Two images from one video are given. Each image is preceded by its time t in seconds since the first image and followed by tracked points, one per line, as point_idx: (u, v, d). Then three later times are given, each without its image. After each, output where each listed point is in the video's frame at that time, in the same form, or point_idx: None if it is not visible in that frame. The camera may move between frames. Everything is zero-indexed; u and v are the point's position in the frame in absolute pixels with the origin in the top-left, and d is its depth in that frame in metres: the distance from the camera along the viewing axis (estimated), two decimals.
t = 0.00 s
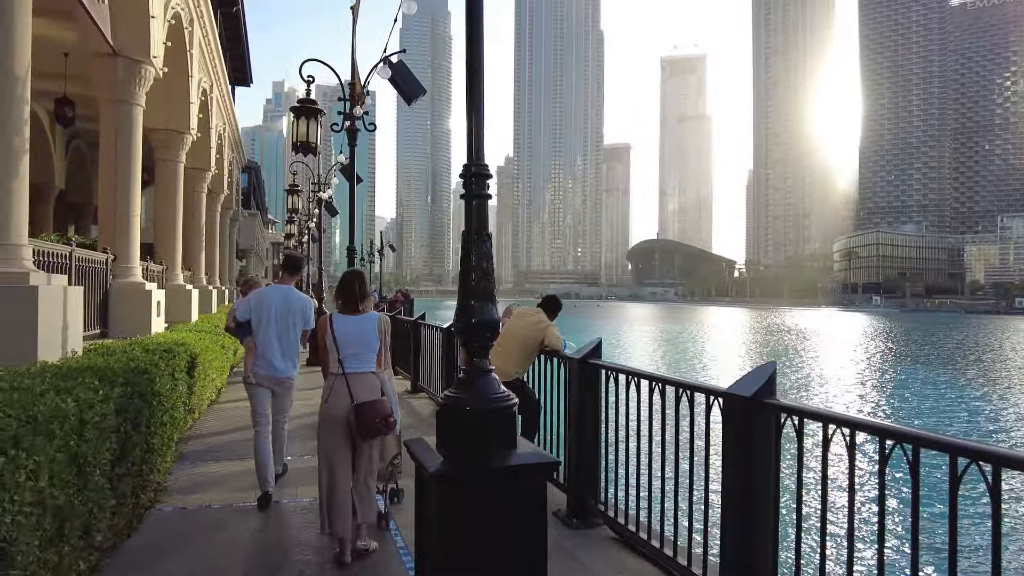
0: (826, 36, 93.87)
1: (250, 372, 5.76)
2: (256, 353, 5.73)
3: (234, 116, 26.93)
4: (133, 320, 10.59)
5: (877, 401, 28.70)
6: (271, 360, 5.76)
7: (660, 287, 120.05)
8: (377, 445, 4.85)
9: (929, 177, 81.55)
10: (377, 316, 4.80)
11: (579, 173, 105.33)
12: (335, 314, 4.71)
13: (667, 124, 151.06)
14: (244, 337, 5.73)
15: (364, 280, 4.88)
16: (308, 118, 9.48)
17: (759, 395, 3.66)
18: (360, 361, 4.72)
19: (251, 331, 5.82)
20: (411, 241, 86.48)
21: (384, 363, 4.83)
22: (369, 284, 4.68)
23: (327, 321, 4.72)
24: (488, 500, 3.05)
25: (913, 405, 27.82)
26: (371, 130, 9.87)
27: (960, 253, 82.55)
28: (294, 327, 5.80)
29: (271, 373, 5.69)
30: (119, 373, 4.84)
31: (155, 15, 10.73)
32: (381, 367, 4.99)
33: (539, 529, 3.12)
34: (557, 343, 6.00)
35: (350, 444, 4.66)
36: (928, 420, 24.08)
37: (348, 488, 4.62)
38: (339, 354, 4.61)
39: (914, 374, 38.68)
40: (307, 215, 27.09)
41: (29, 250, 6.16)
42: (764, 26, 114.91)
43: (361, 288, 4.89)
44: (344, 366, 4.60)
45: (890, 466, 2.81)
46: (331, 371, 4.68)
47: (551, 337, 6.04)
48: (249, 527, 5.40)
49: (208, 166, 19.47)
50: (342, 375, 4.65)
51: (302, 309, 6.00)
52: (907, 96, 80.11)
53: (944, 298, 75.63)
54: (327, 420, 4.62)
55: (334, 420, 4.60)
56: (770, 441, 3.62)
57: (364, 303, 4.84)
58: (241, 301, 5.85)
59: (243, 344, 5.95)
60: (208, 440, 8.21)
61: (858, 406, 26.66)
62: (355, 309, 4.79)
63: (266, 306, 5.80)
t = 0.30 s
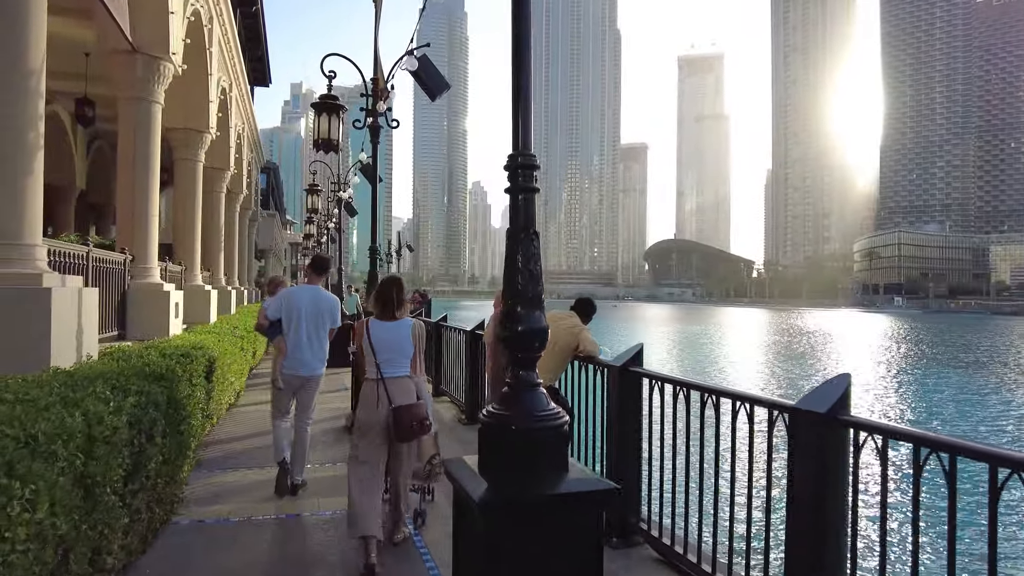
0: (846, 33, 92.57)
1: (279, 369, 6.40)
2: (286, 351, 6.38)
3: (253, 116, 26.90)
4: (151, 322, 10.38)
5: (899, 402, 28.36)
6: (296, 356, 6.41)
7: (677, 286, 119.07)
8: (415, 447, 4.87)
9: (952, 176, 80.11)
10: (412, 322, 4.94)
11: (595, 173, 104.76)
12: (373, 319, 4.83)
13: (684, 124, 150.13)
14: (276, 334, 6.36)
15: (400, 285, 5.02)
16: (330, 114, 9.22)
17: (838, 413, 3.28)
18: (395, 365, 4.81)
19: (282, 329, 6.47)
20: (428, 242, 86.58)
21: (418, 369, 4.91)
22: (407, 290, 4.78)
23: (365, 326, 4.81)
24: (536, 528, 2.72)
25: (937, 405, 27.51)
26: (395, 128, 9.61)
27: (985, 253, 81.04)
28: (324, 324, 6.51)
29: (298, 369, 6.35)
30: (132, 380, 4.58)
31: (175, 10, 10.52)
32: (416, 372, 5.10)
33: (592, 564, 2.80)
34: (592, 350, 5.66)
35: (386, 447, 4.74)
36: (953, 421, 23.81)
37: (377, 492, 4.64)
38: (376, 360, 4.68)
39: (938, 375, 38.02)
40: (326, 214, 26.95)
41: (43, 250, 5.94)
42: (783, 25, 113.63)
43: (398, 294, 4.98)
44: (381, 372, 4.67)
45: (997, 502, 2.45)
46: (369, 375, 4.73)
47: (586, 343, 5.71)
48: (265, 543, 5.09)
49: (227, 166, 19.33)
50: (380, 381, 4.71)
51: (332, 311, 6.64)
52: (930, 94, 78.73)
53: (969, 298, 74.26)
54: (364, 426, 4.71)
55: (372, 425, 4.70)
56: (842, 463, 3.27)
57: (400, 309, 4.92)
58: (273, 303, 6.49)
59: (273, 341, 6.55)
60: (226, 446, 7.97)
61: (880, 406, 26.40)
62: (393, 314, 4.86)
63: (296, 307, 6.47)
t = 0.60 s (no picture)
0: (857, 31, 91.80)
1: (287, 371, 6.17)
2: (294, 355, 6.13)
3: (262, 116, 26.74)
4: (158, 324, 10.17)
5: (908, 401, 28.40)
6: (304, 359, 6.18)
7: (686, 287, 118.33)
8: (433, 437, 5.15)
9: (965, 175, 79.25)
10: (429, 317, 5.27)
11: (604, 173, 104.44)
12: (392, 316, 5.17)
13: (693, 124, 149.30)
14: (283, 335, 6.15)
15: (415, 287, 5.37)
16: (338, 109, 8.94)
17: (898, 420, 2.91)
18: (414, 356, 5.16)
19: (289, 328, 6.25)
20: (436, 242, 86.43)
21: (435, 361, 5.28)
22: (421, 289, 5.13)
23: (383, 321, 5.20)
24: (566, 552, 2.45)
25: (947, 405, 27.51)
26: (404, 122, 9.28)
27: (999, 252, 80.17)
28: (333, 321, 6.33)
29: (306, 369, 6.14)
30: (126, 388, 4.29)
31: (179, 5, 10.28)
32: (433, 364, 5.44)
33: None
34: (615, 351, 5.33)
35: (399, 435, 5.15)
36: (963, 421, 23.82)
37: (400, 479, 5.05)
38: (395, 353, 5.06)
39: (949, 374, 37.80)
40: (334, 214, 26.72)
41: (38, 249, 5.68)
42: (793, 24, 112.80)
43: (414, 291, 5.35)
44: (401, 365, 5.03)
45: None
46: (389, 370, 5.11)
47: (607, 344, 5.39)
48: (269, 555, 4.84)
49: (234, 165, 19.11)
50: (400, 374, 5.07)
51: (337, 319, 6.40)
52: (942, 92, 78.00)
53: (983, 297, 73.42)
54: (386, 414, 5.12)
55: (392, 412, 5.11)
56: (901, 472, 2.94)
57: (417, 305, 5.28)
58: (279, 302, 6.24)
59: (281, 344, 6.34)
60: (230, 451, 7.70)
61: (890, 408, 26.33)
62: (409, 311, 5.23)
63: (305, 309, 6.26)
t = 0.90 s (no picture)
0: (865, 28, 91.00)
1: (286, 371, 6.19)
2: (293, 353, 6.19)
3: (266, 115, 26.51)
4: (157, 326, 9.86)
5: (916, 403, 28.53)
6: (304, 354, 6.23)
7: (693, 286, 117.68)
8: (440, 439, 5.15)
9: (975, 172, 78.41)
10: (434, 321, 5.16)
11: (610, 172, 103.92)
12: (397, 319, 5.12)
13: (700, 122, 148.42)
14: (282, 334, 6.17)
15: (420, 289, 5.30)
16: (341, 102, 8.58)
17: (978, 438, 2.59)
18: (419, 362, 5.07)
19: (287, 328, 6.26)
20: (442, 242, 86.18)
21: (443, 365, 5.14)
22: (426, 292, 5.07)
23: (389, 327, 5.15)
24: None
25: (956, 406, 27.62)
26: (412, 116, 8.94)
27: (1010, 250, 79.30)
28: (332, 325, 6.35)
29: (305, 370, 6.13)
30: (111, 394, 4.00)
31: None
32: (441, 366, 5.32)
33: None
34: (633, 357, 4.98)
35: (406, 438, 5.02)
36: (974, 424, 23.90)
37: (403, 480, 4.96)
38: (400, 357, 5.00)
39: (957, 373, 37.72)
40: (341, 214, 26.47)
41: (22, 247, 5.36)
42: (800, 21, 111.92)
43: (419, 294, 5.25)
44: (404, 368, 4.97)
45: None
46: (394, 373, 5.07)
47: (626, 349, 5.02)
48: (266, 573, 4.50)
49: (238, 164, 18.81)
50: (403, 378, 5.04)
51: (337, 316, 6.43)
52: (951, 89, 77.17)
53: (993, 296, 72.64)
54: (392, 417, 5.07)
55: (397, 416, 5.02)
56: (981, 498, 2.62)
57: (421, 308, 5.16)
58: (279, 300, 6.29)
59: (281, 344, 6.32)
60: (229, 459, 7.37)
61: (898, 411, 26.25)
62: (414, 313, 5.08)
63: (303, 306, 6.26)
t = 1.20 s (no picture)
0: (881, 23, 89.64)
1: (296, 369, 5.92)
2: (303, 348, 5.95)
3: (279, 113, 26.32)
4: (166, 326, 9.58)
5: (930, 402, 28.33)
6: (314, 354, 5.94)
7: (707, 286, 116.70)
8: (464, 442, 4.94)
9: (995, 170, 77.03)
10: (458, 317, 5.08)
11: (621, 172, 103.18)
12: (423, 317, 5.04)
13: (715, 120, 146.90)
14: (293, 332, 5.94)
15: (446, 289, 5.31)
16: (355, 93, 8.26)
17: None
18: (443, 358, 5.00)
19: (300, 325, 6.05)
20: (454, 242, 86.07)
21: (465, 362, 5.07)
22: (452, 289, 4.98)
23: (414, 324, 5.04)
24: None
25: (971, 406, 27.40)
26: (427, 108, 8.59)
27: None
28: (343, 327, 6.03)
29: (318, 367, 5.86)
30: (104, 400, 3.73)
31: None
32: (462, 363, 5.15)
33: None
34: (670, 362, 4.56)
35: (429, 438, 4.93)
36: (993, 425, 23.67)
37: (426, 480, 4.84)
38: (424, 353, 4.92)
39: (972, 373, 37.37)
40: (354, 213, 26.30)
41: (20, 243, 5.08)
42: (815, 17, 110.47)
43: (445, 292, 5.26)
44: (428, 365, 4.89)
45: None
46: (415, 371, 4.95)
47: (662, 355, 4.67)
48: None
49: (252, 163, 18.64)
50: (426, 373, 4.92)
51: (348, 318, 6.16)
52: (969, 86, 75.82)
53: (1014, 296, 71.38)
54: (412, 415, 4.93)
55: (418, 412, 4.90)
56: None
57: (447, 305, 5.13)
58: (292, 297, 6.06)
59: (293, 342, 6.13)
60: (238, 465, 7.07)
61: (912, 411, 25.91)
62: (441, 310, 5.03)
63: (315, 305, 6.02)
